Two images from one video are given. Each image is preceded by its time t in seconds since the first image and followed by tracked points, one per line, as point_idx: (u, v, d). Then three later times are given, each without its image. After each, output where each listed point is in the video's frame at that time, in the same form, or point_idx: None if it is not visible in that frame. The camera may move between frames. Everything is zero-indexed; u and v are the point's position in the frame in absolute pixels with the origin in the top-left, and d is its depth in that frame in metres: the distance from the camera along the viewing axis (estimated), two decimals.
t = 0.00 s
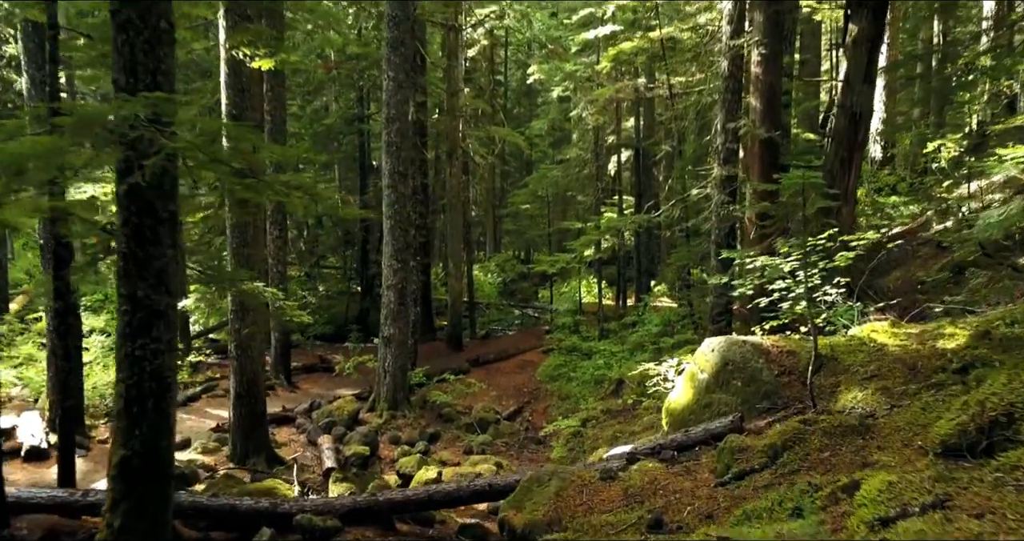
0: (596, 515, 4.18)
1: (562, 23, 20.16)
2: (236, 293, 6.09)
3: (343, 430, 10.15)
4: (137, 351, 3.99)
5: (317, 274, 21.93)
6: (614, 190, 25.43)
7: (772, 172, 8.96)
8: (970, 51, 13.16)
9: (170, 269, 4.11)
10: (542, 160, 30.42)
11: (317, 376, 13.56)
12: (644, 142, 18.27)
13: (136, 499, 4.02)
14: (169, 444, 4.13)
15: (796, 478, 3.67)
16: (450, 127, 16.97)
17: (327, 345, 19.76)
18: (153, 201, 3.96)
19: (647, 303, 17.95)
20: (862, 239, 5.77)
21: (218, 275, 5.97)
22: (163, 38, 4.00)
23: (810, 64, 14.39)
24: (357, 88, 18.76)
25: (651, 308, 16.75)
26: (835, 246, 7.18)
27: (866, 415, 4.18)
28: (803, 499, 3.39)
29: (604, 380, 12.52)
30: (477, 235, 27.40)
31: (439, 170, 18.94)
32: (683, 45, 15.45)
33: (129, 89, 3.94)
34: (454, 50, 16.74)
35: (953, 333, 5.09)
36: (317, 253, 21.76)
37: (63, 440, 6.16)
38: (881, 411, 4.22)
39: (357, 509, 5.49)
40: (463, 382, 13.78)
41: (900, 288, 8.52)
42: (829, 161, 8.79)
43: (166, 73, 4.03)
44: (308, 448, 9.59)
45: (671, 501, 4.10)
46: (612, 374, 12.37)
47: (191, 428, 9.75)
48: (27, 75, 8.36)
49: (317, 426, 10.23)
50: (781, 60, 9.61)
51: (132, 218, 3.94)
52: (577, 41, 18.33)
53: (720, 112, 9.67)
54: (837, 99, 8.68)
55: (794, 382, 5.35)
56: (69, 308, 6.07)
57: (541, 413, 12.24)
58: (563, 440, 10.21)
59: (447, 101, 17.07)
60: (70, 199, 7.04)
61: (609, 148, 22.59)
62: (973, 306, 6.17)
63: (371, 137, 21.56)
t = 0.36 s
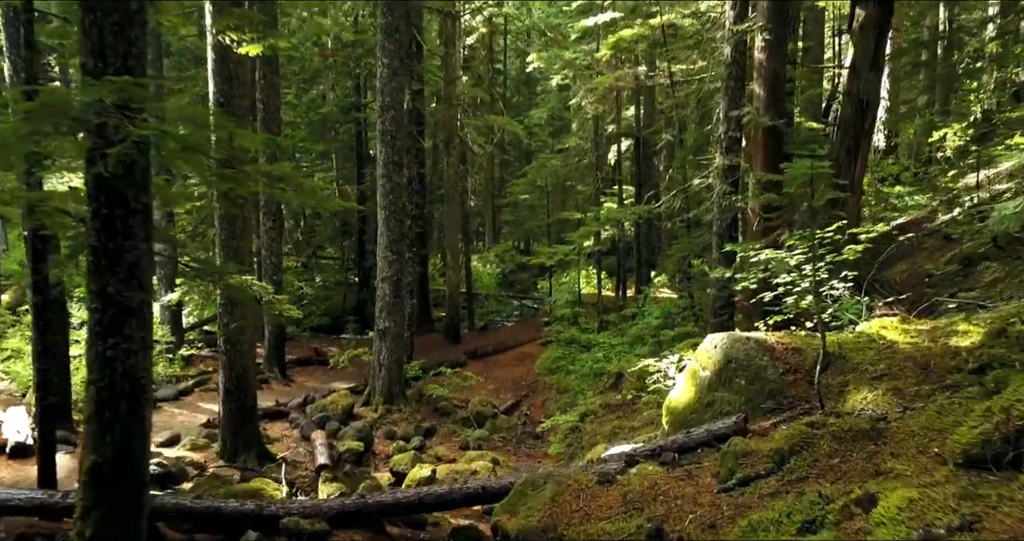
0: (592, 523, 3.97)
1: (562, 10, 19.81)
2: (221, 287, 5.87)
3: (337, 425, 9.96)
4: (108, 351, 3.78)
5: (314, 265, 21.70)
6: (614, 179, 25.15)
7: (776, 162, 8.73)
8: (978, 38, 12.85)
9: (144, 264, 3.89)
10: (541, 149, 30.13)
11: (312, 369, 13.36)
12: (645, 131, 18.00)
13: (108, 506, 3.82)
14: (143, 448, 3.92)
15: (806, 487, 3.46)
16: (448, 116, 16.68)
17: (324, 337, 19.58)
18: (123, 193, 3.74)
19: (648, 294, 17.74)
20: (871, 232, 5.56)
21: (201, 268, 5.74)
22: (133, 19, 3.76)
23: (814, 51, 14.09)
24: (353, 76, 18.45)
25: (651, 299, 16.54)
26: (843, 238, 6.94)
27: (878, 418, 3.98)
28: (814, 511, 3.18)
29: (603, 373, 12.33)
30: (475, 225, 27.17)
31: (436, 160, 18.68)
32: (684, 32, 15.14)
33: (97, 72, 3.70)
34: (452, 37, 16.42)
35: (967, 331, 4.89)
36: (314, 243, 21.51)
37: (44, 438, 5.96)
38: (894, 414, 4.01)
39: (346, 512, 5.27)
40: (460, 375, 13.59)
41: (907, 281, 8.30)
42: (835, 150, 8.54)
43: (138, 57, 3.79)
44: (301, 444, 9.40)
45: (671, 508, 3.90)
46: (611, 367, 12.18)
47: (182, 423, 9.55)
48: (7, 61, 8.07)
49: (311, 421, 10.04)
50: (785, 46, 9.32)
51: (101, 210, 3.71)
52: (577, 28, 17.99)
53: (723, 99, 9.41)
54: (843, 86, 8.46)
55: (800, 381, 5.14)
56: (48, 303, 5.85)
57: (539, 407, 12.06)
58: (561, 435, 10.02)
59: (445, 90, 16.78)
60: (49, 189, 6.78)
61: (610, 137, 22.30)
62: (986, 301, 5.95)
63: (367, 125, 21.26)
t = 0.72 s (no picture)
0: (588, 535, 3.74)
1: None
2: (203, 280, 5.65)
3: (330, 421, 9.74)
4: (72, 353, 3.54)
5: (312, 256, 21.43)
6: (613, 169, 24.85)
7: (781, 152, 8.46)
8: (987, 24, 12.54)
9: (110, 260, 3.65)
10: (540, 138, 29.79)
11: (306, 362, 13.15)
12: (645, 120, 17.69)
13: (74, 517, 3.58)
14: (111, 455, 3.69)
15: (818, 500, 3.23)
16: (445, 105, 16.37)
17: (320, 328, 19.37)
18: (87, 185, 3.49)
19: (648, 286, 17.51)
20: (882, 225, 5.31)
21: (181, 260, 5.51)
22: None
23: (819, 37, 13.77)
24: (348, 64, 18.12)
25: (651, 291, 16.30)
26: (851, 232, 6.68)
27: (894, 425, 3.76)
28: (827, 530, 2.94)
29: (602, 366, 12.11)
30: (474, 216, 26.89)
31: (433, 149, 18.39)
32: (686, 19, 14.81)
33: (56, 55, 3.43)
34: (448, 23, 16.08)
35: (984, 331, 4.67)
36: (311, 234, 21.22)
37: (19, 439, 5.72)
38: (910, 420, 3.78)
39: (332, 517, 5.01)
40: (456, 368, 13.38)
41: (915, 275, 8.07)
42: (842, 138, 8.26)
43: (100, 39, 3.53)
44: (292, 441, 9.18)
45: (672, 519, 3.66)
46: (610, 360, 11.96)
47: (170, 419, 9.33)
48: None
49: (303, 417, 9.82)
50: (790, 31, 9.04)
51: (63, 204, 3.47)
52: (576, 14, 17.63)
53: (726, 87, 9.11)
54: (850, 73, 8.23)
55: (807, 382, 4.91)
56: (22, 299, 5.60)
57: (536, 401, 11.86)
58: (559, 430, 9.81)
59: (441, 77, 16.47)
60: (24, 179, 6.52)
61: (609, 126, 21.97)
62: (1001, 296, 5.70)
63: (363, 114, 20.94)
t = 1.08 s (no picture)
0: None
1: None
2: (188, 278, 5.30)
3: (322, 419, 9.51)
4: (29, 362, 3.28)
5: (308, 248, 21.15)
6: (613, 160, 24.54)
7: (787, 142, 8.17)
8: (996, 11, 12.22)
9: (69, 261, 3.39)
10: (540, 128, 29.43)
11: (299, 357, 12.91)
12: (645, 110, 17.38)
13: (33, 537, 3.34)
14: (73, 470, 3.44)
15: (833, 521, 2.98)
16: (442, 94, 16.05)
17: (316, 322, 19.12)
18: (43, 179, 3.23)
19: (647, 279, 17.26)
20: (895, 221, 5.06)
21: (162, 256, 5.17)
22: None
23: (824, 25, 13.44)
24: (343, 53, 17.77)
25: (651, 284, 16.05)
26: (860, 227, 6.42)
27: (911, 436, 3.51)
28: None
29: (601, 362, 11.87)
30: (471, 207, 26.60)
31: (430, 140, 18.08)
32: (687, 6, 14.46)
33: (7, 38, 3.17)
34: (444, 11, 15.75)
35: (1003, 333, 4.43)
36: (306, 225, 20.92)
37: None
38: (929, 430, 3.53)
39: (316, 528, 4.69)
40: (453, 363, 13.15)
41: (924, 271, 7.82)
42: (849, 129, 7.99)
43: (56, 21, 3.26)
44: (283, 440, 8.94)
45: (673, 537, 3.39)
46: (609, 356, 11.72)
47: (158, 418, 9.08)
48: None
49: (294, 415, 9.58)
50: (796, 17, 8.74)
51: (17, 200, 3.21)
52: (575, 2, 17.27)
53: (729, 75, 8.81)
54: (858, 61, 7.93)
55: (817, 387, 4.66)
56: None
57: (534, 397, 11.63)
58: (557, 428, 9.58)
59: (438, 66, 16.14)
60: None
61: (609, 116, 21.64)
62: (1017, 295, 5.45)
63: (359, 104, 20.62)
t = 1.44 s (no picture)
0: None
1: None
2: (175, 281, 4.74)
3: (315, 418, 9.30)
4: None
5: (304, 242, 20.91)
6: (613, 152, 24.26)
7: (792, 134, 7.93)
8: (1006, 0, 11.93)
9: (26, 265, 3.15)
10: (539, 120, 29.13)
11: (294, 354, 12.71)
12: (646, 102, 17.09)
13: None
14: (31, 489, 3.22)
15: None
16: (439, 86, 15.79)
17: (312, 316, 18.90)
18: None
19: (647, 273, 17.03)
20: (907, 217, 4.84)
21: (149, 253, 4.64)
22: None
23: (829, 14, 13.15)
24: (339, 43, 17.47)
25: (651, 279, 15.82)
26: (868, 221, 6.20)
27: (929, 449, 3.29)
28: None
29: (600, 359, 11.67)
30: (470, 200, 26.34)
31: (427, 132, 17.81)
32: None
33: None
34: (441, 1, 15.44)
35: (1021, 336, 4.22)
36: (303, 219, 20.68)
37: None
38: (948, 442, 3.32)
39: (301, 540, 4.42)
40: (449, 360, 12.95)
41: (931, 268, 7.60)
42: (855, 121, 7.76)
43: (9, 3, 3.03)
44: (275, 440, 8.74)
45: None
46: (608, 352, 11.51)
47: (146, 419, 8.87)
48: None
49: (286, 414, 9.37)
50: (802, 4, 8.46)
51: None
52: None
53: (733, 65, 8.55)
54: (864, 51, 7.68)
55: (825, 392, 4.44)
56: None
57: (532, 395, 11.43)
58: (554, 428, 9.39)
59: (435, 57, 15.87)
60: None
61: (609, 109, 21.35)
62: None
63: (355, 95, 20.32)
